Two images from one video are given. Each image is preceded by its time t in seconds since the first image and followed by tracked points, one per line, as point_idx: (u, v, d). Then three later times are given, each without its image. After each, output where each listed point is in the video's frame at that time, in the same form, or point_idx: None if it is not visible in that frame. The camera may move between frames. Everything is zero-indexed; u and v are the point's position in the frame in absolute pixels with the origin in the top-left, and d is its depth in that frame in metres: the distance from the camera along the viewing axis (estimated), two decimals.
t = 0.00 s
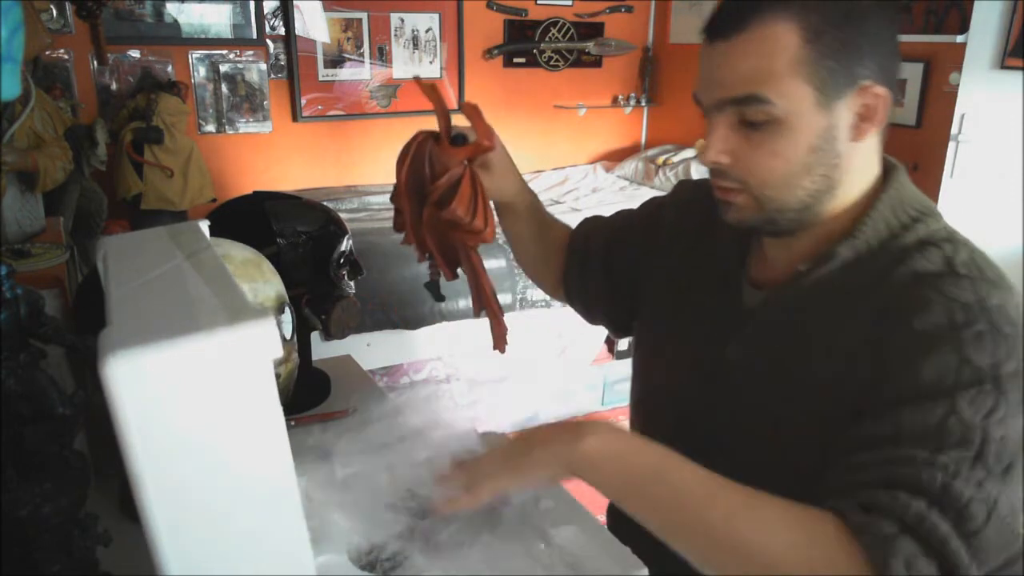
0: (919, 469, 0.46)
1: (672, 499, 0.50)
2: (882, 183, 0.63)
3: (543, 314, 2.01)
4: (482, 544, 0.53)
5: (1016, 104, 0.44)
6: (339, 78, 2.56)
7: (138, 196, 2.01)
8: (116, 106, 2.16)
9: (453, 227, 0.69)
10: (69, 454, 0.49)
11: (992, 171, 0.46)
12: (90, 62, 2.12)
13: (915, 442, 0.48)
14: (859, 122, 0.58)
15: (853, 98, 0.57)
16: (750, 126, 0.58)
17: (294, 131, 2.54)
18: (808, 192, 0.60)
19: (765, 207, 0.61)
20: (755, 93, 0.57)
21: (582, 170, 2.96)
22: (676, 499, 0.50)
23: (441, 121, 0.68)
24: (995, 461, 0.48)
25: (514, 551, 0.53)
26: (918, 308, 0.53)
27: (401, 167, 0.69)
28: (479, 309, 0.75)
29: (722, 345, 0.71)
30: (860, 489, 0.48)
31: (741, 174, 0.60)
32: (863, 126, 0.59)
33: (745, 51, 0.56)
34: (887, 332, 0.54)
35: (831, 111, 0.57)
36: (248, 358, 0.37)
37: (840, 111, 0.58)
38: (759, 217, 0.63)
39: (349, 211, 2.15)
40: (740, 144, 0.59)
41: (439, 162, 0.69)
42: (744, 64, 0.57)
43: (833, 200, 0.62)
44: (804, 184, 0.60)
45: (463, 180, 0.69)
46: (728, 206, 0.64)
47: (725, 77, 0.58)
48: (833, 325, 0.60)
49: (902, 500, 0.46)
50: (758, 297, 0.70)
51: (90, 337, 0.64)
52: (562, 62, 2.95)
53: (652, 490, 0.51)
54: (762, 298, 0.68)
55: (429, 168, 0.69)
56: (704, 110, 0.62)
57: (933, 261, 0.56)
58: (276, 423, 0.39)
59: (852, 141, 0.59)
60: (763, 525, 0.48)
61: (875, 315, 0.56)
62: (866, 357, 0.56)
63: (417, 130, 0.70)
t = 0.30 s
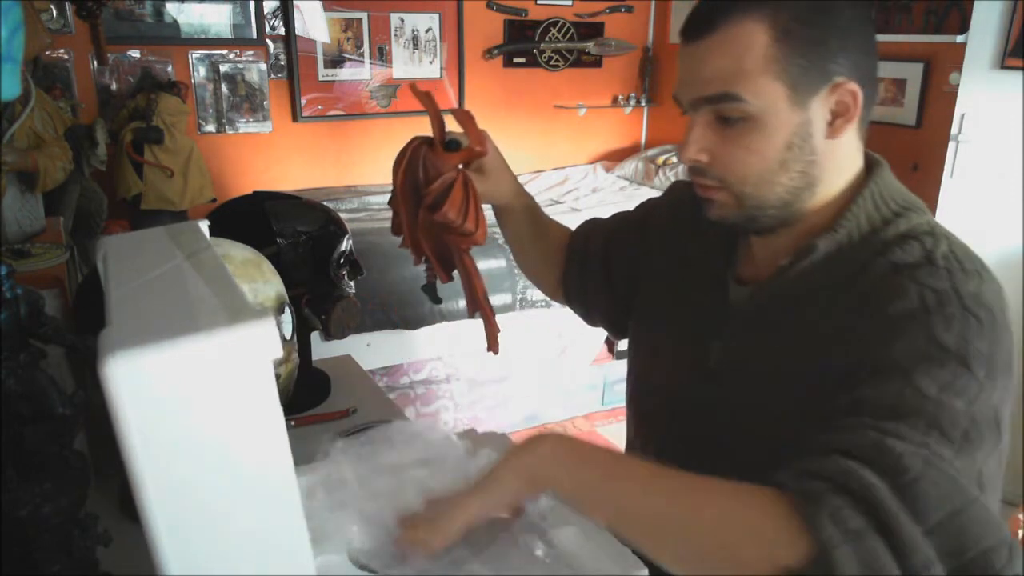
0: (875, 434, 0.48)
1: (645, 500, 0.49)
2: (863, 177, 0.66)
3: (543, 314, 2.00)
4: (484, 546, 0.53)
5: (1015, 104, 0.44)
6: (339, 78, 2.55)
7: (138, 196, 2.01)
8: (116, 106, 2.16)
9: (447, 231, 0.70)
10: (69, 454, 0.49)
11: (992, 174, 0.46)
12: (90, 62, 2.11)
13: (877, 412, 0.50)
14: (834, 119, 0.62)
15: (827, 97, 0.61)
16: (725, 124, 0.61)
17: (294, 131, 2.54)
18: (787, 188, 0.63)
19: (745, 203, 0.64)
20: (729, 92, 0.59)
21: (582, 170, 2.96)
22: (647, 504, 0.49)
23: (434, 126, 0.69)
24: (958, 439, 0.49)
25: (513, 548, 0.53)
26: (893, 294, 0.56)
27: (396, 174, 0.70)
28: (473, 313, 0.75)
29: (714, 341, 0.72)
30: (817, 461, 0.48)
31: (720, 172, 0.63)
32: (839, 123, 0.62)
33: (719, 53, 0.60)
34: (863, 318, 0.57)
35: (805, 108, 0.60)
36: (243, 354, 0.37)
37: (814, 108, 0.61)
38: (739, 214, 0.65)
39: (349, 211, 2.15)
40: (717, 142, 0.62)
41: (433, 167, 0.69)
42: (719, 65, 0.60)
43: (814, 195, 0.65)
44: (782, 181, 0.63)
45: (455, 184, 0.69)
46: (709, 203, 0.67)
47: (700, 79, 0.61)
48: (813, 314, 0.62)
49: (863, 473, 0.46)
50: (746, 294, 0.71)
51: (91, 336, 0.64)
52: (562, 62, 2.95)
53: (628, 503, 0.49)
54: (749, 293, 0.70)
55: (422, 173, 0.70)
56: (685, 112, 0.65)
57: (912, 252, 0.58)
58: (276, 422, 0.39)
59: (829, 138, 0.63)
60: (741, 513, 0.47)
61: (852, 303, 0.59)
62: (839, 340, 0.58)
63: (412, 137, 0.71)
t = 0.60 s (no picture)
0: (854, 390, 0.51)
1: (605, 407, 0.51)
2: (858, 174, 0.66)
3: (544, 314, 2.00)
4: (485, 547, 0.53)
5: (1015, 104, 0.44)
6: (339, 78, 2.55)
7: (138, 196, 2.00)
8: (116, 106, 2.16)
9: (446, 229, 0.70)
10: (69, 454, 0.49)
11: (992, 173, 0.46)
12: (90, 62, 2.11)
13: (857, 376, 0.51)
14: (828, 116, 0.62)
15: (819, 96, 0.61)
16: (721, 118, 0.62)
17: (294, 131, 2.54)
18: (781, 184, 0.64)
19: (739, 198, 0.65)
20: (724, 87, 0.60)
21: (582, 170, 2.96)
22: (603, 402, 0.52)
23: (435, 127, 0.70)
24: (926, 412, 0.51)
25: (510, 547, 0.53)
26: (881, 270, 0.56)
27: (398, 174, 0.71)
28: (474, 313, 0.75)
29: (710, 339, 0.72)
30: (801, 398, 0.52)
31: (715, 168, 0.64)
32: (832, 120, 0.62)
33: (715, 47, 0.60)
34: (845, 298, 0.57)
35: (800, 104, 0.61)
36: (245, 353, 0.37)
37: (808, 105, 0.61)
38: (733, 209, 0.66)
39: (349, 211, 2.15)
40: (713, 138, 0.63)
41: (434, 166, 0.70)
42: (714, 60, 0.60)
43: (809, 191, 0.65)
44: (776, 176, 0.63)
45: (456, 183, 0.70)
46: (704, 198, 0.67)
47: (697, 71, 0.61)
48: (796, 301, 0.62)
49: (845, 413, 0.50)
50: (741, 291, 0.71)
51: (91, 337, 0.64)
52: (563, 62, 2.94)
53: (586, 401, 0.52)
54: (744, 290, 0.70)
55: (423, 172, 0.70)
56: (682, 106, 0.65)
57: (905, 244, 0.58)
58: (276, 422, 0.39)
59: (822, 135, 0.63)
60: (709, 432, 0.50)
61: (837, 287, 0.59)
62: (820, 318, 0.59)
63: (412, 136, 0.72)
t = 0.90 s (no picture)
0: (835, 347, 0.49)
1: (568, 371, 0.50)
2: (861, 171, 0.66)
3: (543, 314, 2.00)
4: (485, 547, 0.53)
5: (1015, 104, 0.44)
6: (339, 78, 2.55)
7: (138, 196, 2.00)
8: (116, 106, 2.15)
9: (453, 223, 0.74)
10: (70, 453, 0.50)
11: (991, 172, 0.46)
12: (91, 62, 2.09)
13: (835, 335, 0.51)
14: (839, 113, 0.62)
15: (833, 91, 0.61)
16: (732, 112, 0.61)
17: (294, 131, 2.54)
18: (789, 179, 0.64)
19: (746, 192, 0.65)
20: (736, 79, 0.59)
21: (582, 170, 2.96)
22: (571, 368, 0.50)
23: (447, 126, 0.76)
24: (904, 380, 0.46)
25: (510, 547, 0.53)
26: (877, 257, 0.56)
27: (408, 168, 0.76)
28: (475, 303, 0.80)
29: (710, 338, 0.72)
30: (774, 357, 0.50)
31: (723, 161, 0.64)
32: (843, 117, 0.62)
33: (730, 44, 0.59)
34: (843, 282, 0.57)
35: (811, 99, 0.60)
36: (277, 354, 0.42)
37: (820, 101, 0.61)
38: (739, 202, 0.66)
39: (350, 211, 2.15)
40: (723, 131, 0.62)
41: (442, 163, 0.75)
42: (727, 54, 0.59)
43: (813, 187, 0.65)
44: (784, 171, 0.63)
45: (463, 181, 0.74)
46: (711, 192, 0.68)
47: (706, 66, 0.60)
48: (802, 295, 0.62)
49: (819, 362, 0.48)
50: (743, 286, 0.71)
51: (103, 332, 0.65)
52: (562, 62, 2.95)
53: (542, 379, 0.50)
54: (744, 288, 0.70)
55: (431, 168, 0.75)
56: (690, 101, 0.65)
57: (902, 234, 0.58)
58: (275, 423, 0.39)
59: (832, 131, 0.63)
60: (713, 407, 0.48)
61: (837, 274, 0.59)
62: (822, 305, 0.58)
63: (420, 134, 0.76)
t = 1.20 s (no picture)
0: (917, 395, 0.46)
1: (680, 382, 0.46)
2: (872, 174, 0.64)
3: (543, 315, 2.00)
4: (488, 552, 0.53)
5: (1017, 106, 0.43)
6: (339, 78, 2.56)
7: (138, 196, 2.00)
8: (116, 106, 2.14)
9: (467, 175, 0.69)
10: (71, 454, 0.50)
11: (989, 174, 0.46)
12: (90, 62, 2.10)
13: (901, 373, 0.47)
14: (851, 110, 0.57)
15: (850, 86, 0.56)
16: (745, 107, 0.56)
17: (294, 131, 2.54)
18: (801, 174, 0.60)
19: (757, 187, 0.61)
20: (751, 74, 0.54)
21: (582, 170, 2.96)
22: (683, 379, 0.46)
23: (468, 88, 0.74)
24: (996, 402, 0.45)
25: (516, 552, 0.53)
26: (902, 269, 0.54)
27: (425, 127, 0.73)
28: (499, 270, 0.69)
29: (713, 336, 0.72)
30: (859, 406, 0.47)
31: (736, 155, 0.59)
32: (855, 113, 0.58)
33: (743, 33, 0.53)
34: (874, 293, 0.55)
35: (825, 94, 0.55)
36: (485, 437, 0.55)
37: (834, 96, 0.56)
38: (751, 196, 0.63)
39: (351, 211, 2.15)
40: (736, 126, 0.57)
41: (459, 114, 0.71)
42: (744, 44, 0.54)
43: (824, 185, 0.62)
44: (797, 167, 0.59)
45: (479, 136, 0.71)
46: (723, 186, 0.64)
47: (721, 60, 0.54)
48: (825, 303, 0.60)
49: (909, 416, 0.45)
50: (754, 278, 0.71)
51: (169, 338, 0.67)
52: (562, 62, 2.95)
53: (646, 383, 0.46)
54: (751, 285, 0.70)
55: (447, 124, 0.71)
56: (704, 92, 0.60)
57: (922, 239, 0.57)
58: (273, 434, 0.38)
59: (844, 126, 0.59)
60: (811, 438, 0.46)
61: (863, 280, 0.57)
62: (853, 317, 0.56)
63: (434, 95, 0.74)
